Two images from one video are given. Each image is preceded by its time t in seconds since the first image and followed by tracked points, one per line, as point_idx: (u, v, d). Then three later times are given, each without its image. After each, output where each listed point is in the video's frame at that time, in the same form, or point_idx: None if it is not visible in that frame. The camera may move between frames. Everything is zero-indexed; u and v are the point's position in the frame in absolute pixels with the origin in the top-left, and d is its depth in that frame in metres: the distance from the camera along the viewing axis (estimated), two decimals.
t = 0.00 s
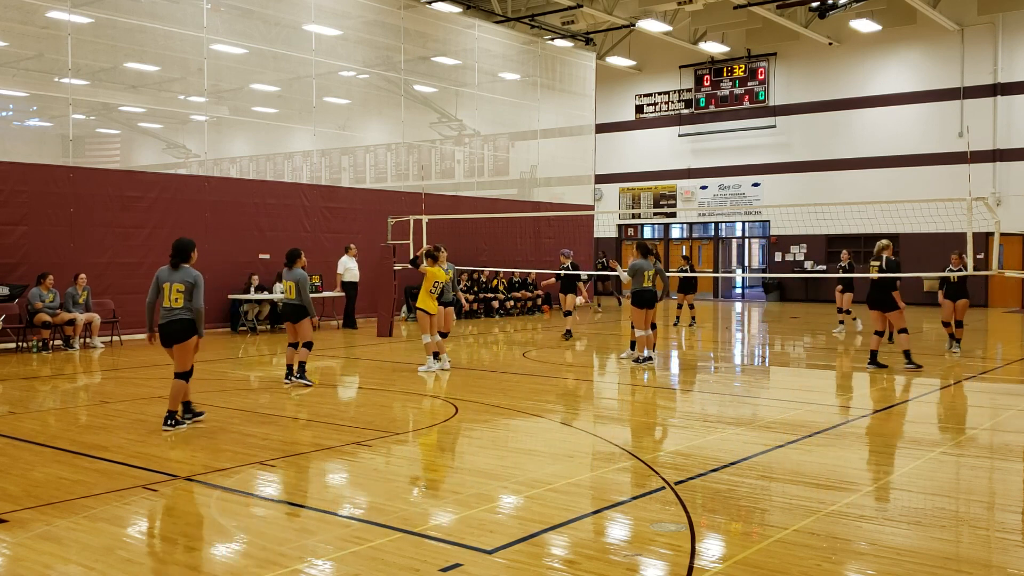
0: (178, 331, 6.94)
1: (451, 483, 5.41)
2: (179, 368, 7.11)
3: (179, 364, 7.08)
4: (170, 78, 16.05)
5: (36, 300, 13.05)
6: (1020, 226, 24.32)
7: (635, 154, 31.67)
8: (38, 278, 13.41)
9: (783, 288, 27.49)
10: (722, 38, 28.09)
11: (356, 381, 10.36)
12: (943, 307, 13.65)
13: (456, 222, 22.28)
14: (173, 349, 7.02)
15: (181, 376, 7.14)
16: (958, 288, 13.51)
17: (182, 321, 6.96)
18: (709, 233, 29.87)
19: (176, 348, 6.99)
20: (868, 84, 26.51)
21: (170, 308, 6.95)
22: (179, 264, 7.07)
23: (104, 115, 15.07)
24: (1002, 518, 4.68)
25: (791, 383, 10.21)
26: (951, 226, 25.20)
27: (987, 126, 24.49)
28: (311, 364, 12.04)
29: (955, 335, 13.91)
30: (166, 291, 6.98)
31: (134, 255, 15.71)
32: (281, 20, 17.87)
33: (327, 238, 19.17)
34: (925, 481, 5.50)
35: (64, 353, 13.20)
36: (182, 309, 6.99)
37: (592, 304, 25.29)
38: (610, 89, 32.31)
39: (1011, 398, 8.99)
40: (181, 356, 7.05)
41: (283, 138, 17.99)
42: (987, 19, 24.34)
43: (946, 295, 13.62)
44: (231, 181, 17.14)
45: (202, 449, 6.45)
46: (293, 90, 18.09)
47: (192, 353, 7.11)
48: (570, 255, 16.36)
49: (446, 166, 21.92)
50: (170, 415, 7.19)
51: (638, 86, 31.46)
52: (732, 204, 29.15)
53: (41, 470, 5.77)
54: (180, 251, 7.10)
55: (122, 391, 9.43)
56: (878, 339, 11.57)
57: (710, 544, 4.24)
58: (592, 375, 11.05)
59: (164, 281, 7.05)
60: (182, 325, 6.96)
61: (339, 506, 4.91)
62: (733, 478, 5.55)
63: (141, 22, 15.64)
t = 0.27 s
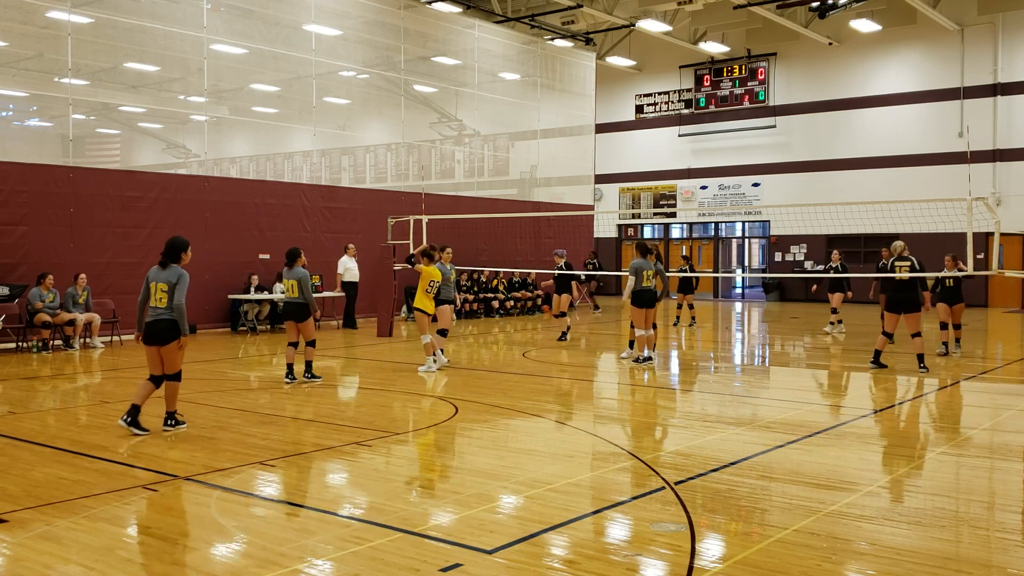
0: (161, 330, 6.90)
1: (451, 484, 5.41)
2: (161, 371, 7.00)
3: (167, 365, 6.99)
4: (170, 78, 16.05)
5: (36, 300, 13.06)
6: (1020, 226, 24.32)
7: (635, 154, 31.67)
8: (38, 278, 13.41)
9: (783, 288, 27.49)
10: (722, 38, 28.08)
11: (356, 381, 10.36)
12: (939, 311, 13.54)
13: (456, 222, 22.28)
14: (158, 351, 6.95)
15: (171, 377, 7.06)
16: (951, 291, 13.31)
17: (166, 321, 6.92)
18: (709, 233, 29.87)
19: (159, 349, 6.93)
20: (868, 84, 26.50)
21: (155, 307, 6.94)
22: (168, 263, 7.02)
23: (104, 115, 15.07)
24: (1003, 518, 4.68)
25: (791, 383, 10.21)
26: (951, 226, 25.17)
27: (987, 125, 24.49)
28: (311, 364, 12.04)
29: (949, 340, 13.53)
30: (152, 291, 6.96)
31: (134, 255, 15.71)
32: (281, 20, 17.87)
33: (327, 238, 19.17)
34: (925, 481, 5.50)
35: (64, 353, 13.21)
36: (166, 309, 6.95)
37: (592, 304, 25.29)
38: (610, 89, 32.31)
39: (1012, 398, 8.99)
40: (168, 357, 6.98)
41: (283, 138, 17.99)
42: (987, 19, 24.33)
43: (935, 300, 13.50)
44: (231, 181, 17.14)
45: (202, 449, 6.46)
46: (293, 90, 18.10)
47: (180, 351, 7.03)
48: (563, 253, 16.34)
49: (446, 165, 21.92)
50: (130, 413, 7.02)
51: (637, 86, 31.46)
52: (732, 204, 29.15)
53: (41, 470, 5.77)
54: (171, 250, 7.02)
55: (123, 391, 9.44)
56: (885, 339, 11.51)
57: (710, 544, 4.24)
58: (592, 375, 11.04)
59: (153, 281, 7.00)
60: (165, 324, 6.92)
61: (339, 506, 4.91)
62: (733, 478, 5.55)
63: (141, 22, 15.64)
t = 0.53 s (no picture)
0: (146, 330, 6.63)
1: (451, 484, 5.41)
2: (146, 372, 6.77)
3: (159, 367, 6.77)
4: (170, 78, 16.05)
5: (36, 301, 13.05)
6: (1020, 226, 24.31)
7: (635, 154, 31.68)
8: (38, 278, 13.41)
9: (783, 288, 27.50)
10: (722, 38, 28.08)
11: (356, 381, 10.36)
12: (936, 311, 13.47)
13: (456, 222, 22.29)
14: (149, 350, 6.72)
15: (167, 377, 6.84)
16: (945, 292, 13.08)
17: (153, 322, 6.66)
18: (709, 233, 29.87)
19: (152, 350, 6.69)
20: (868, 84, 26.50)
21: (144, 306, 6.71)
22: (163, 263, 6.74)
23: (104, 115, 15.07)
24: (1003, 518, 4.68)
25: (791, 383, 10.21)
26: (951, 226, 25.15)
27: (987, 125, 24.49)
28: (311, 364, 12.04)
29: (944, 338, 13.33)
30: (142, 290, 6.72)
31: (134, 255, 15.71)
32: (281, 20, 17.87)
33: (327, 237, 19.17)
34: (925, 481, 5.50)
35: (64, 353, 13.20)
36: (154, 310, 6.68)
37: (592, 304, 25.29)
38: (610, 89, 32.31)
39: (1012, 398, 8.99)
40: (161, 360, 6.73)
41: (283, 138, 17.98)
42: (987, 19, 24.34)
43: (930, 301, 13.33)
44: (231, 181, 17.14)
45: (203, 450, 6.46)
46: (293, 90, 18.09)
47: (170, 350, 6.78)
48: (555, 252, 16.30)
49: (446, 165, 21.92)
50: (123, 421, 6.88)
51: (637, 86, 31.47)
52: (732, 204, 29.15)
53: (41, 470, 5.77)
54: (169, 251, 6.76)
55: (123, 391, 9.44)
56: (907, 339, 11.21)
57: (711, 544, 4.24)
58: (593, 375, 11.04)
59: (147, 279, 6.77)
60: (149, 323, 6.66)
61: (339, 506, 4.91)
62: (733, 478, 5.55)
63: (141, 22, 15.64)
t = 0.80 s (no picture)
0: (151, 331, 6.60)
1: (450, 484, 5.41)
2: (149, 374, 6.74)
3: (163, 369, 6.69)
4: (170, 77, 16.05)
5: (36, 301, 13.05)
6: (1020, 226, 24.32)
7: (634, 154, 31.68)
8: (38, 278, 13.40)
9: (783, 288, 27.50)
10: (722, 38, 28.08)
11: (356, 381, 10.36)
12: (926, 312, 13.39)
13: (456, 222, 22.29)
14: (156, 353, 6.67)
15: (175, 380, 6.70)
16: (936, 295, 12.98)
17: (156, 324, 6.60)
18: (709, 233, 29.87)
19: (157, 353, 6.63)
20: (868, 84, 26.50)
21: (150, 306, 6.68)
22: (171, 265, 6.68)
23: (104, 115, 15.07)
24: (1002, 518, 4.68)
25: (791, 383, 10.21)
26: (951, 226, 25.14)
27: (987, 125, 24.49)
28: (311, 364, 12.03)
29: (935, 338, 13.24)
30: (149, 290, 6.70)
31: (134, 255, 15.71)
32: (281, 20, 17.87)
33: (328, 238, 19.18)
34: (925, 481, 5.50)
35: (64, 353, 13.20)
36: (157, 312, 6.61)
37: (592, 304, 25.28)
38: (610, 89, 32.32)
39: (1012, 398, 8.99)
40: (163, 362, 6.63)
41: (283, 138, 17.99)
42: (987, 19, 24.33)
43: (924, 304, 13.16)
44: (231, 181, 17.14)
45: (203, 450, 6.46)
46: (293, 90, 18.09)
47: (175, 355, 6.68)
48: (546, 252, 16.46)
49: (446, 166, 21.92)
50: (123, 420, 6.89)
51: (637, 86, 31.47)
52: (732, 204, 29.15)
53: (42, 470, 5.77)
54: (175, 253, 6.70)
55: (123, 391, 9.44)
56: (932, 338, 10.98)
57: (710, 544, 4.24)
58: (592, 375, 11.04)
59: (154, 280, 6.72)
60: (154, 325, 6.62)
61: (339, 506, 4.91)
62: (733, 478, 5.55)
63: (141, 22, 15.64)
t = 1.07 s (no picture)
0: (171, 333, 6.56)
1: (450, 484, 5.42)
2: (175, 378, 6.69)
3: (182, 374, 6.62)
4: (170, 77, 16.05)
5: (36, 301, 13.06)
6: (1020, 226, 24.32)
7: (634, 154, 31.68)
8: (38, 278, 13.40)
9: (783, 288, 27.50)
10: (722, 38, 28.08)
11: (356, 381, 10.36)
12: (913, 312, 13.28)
13: (456, 222, 22.29)
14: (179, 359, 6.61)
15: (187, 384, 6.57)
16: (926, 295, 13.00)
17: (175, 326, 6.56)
18: (709, 233, 29.88)
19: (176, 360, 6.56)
20: (868, 84, 26.50)
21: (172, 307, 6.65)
22: (189, 265, 6.55)
23: (104, 115, 15.08)
24: (1003, 518, 4.68)
25: (791, 383, 10.21)
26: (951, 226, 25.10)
27: (987, 125, 24.49)
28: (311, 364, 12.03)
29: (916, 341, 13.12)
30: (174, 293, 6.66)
31: (134, 255, 15.71)
32: (281, 20, 17.87)
33: (328, 237, 19.18)
34: (925, 481, 5.50)
35: (64, 353, 13.21)
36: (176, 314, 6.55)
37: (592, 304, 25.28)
38: (610, 89, 32.32)
39: (1012, 398, 8.99)
40: (175, 365, 6.55)
41: (283, 138, 17.99)
42: (987, 19, 24.33)
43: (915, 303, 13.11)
44: (231, 181, 17.14)
45: (203, 449, 6.46)
46: (293, 90, 18.10)
47: (193, 361, 6.56)
48: (541, 253, 16.44)
49: (446, 166, 21.92)
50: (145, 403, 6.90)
51: (637, 86, 31.47)
52: (732, 204, 29.15)
53: (42, 470, 5.77)
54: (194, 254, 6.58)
55: (123, 391, 9.44)
56: (940, 341, 10.95)
57: (710, 544, 4.24)
58: (592, 375, 11.04)
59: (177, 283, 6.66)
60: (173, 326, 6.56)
61: (339, 506, 4.91)
62: (733, 478, 5.55)
63: (141, 22, 15.64)
